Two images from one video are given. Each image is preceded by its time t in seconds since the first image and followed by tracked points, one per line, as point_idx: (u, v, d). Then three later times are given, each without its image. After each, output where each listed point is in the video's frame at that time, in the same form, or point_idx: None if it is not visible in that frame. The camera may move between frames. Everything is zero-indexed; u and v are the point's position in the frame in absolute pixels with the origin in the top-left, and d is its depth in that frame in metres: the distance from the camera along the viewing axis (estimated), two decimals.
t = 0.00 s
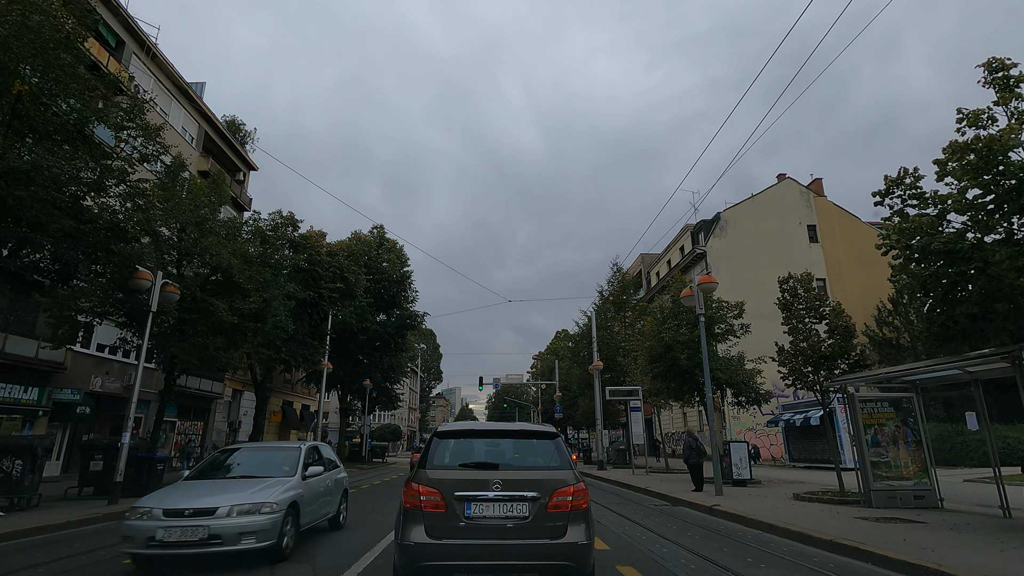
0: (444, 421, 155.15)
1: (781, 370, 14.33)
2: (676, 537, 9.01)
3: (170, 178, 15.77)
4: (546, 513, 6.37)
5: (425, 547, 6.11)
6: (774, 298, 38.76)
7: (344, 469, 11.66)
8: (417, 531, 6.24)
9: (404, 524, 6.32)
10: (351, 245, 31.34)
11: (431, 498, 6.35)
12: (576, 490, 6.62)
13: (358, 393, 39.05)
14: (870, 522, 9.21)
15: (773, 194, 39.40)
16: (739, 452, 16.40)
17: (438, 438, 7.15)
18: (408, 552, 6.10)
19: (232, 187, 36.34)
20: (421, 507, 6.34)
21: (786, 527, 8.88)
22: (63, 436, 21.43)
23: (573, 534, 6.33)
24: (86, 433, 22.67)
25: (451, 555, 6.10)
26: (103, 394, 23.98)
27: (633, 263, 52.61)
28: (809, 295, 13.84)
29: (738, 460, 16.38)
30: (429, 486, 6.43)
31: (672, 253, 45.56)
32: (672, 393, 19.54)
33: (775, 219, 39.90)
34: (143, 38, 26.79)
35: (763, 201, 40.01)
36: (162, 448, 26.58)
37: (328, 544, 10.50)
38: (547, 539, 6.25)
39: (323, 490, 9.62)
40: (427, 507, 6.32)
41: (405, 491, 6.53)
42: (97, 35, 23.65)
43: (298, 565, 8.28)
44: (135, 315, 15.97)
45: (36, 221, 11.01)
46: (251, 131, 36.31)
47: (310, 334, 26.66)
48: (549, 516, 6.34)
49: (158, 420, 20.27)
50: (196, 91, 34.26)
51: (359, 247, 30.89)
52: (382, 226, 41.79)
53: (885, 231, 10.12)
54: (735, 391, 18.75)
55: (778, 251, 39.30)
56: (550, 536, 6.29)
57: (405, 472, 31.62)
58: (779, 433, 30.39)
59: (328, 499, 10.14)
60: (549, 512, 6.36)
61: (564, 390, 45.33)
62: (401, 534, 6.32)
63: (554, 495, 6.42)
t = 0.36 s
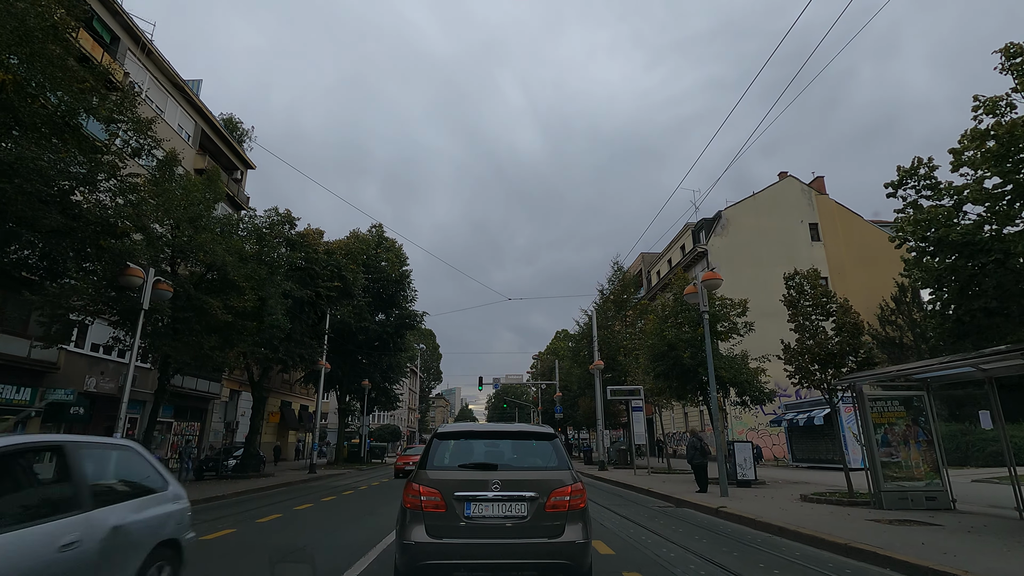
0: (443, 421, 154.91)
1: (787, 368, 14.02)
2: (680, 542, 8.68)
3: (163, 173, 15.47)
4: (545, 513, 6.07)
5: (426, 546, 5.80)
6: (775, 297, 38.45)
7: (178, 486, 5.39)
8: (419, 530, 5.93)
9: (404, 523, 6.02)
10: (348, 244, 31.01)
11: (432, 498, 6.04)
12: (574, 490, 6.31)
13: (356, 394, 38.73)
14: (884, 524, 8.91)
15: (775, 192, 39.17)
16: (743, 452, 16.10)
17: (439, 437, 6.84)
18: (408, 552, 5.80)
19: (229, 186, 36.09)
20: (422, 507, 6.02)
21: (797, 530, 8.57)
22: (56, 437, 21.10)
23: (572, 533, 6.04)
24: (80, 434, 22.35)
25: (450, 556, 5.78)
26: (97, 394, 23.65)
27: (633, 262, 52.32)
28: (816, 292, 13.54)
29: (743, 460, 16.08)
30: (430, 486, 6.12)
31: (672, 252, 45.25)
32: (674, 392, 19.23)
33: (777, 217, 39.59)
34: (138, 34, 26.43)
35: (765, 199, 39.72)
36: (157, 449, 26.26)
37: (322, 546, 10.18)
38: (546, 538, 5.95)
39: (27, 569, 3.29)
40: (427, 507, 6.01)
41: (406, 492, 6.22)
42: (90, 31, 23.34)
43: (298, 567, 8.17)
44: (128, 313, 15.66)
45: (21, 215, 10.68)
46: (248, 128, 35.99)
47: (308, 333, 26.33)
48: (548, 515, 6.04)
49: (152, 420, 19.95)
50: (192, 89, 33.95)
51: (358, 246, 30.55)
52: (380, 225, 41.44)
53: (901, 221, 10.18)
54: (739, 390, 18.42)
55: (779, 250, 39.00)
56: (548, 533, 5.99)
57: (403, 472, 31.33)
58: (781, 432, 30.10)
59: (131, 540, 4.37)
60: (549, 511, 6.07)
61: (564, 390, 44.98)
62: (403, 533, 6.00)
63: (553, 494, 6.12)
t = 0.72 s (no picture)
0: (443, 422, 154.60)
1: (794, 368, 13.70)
2: (687, 547, 8.30)
3: (158, 168, 15.17)
4: (542, 513, 5.76)
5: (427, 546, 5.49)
6: (778, 297, 38.09)
7: None
8: (421, 527, 5.62)
9: (405, 522, 5.71)
10: (348, 243, 30.72)
11: (433, 497, 5.72)
12: (572, 490, 5.99)
13: (355, 394, 38.42)
14: (899, 529, 8.60)
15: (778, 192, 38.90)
16: (748, 454, 15.78)
17: (438, 437, 6.53)
18: (409, 550, 5.50)
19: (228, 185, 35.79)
20: (421, 506, 5.71)
21: (811, 535, 8.23)
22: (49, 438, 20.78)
23: (573, 532, 5.75)
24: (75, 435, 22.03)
25: (448, 556, 5.48)
26: (92, 394, 23.33)
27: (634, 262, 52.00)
28: (824, 289, 13.17)
29: (747, 462, 15.76)
30: (431, 486, 5.80)
31: (674, 251, 44.93)
32: (677, 392, 18.91)
33: (780, 217, 39.25)
34: (135, 31, 26.11)
35: (767, 199, 39.42)
36: (153, 450, 25.95)
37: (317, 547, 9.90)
38: (543, 538, 5.64)
39: None
40: (429, 506, 5.69)
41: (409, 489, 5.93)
42: (86, 27, 23.04)
43: (298, 566, 7.99)
44: (120, 312, 15.37)
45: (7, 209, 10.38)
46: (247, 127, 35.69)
47: (306, 333, 26.01)
48: (547, 515, 5.74)
49: (146, 421, 19.64)
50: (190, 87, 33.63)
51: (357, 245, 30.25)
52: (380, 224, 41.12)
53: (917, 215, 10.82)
54: (743, 390, 18.10)
55: (782, 250, 38.67)
56: (548, 534, 5.68)
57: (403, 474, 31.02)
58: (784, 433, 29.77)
59: None
60: (546, 510, 5.76)
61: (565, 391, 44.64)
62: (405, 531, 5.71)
63: (550, 493, 5.81)
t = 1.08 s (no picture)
0: (443, 423, 154.14)
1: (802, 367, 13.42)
2: (695, 554, 7.91)
3: (151, 162, 14.84)
4: (540, 512, 5.57)
5: (433, 541, 5.35)
6: (781, 297, 37.70)
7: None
8: (425, 525, 5.47)
9: (409, 519, 5.57)
10: (346, 241, 30.35)
11: (436, 496, 5.56)
12: (568, 489, 5.80)
13: (354, 395, 38.04)
14: (918, 535, 8.21)
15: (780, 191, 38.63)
16: (755, 455, 15.41)
17: (441, 440, 6.22)
18: (412, 548, 5.36)
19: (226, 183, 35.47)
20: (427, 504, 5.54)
21: (827, 541, 7.85)
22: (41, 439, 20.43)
23: (571, 531, 5.56)
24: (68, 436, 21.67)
25: (452, 553, 5.34)
26: (86, 394, 22.99)
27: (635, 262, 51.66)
28: (833, 285, 12.79)
29: (753, 463, 15.38)
30: (434, 485, 5.64)
31: (676, 251, 44.57)
32: (681, 393, 18.55)
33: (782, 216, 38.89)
34: (130, 25, 25.76)
35: (770, 198, 39.10)
36: (148, 451, 25.58)
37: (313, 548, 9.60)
38: (539, 533, 5.47)
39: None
40: (432, 504, 5.53)
41: (414, 487, 5.77)
42: (79, 21, 22.69)
43: (297, 566, 7.79)
44: (112, 310, 15.09)
45: None
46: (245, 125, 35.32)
47: (303, 333, 25.62)
48: (546, 513, 5.56)
49: (140, 421, 19.28)
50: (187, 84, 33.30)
51: (355, 243, 29.82)
52: (379, 224, 40.72)
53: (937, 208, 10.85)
54: (748, 390, 17.77)
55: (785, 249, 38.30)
56: (544, 530, 5.50)
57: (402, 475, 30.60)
58: (788, 435, 29.38)
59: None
60: (544, 510, 5.57)
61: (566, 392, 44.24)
62: (409, 529, 5.56)
63: (548, 492, 5.63)
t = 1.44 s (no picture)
0: (443, 424, 153.10)
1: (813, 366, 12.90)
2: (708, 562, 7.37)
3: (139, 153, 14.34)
4: (536, 509, 5.76)
5: (436, 537, 5.54)
6: (784, 295, 37.16)
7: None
8: (427, 522, 5.64)
9: (412, 518, 5.74)
10: (343, 239, 29.85)
11: (438, 494, 5.76)
12: (563, 487, 5.99)
13: (352, 395, 37.54)
14: (947, 541, 7.72)
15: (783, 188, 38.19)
16: (763, 456, 14.93)
17: (441, 441, 6.30)
18: (416, 543, 5.56)
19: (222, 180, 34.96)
20: (429, 501, 5.75)
21: (851, 548, 7.34)
22: (30, 440, 19.90)
23: (566, 527, 5.76)
24: (58, 437, 21.14)
25: (452, 549, 5.52)
26: (76, 395, 22.45)
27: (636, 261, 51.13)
28: (847, 280, 12.31)
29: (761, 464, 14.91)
30: (436, 484, 5.84)
31: (678, 249, 44.06)
32: (685, 392, 18.06)
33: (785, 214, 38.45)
34: (122, 18, 25.21)
35: (773, 196, 38.70)
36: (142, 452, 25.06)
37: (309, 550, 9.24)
38: (535, 529, 5.67)
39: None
40: (434, 502, 5.72)
41: (416, 486, 5.97)
42: (69, 13, 22.15)
43: (297, 567, 7.57)
44: (100, 307, 14.62)
45: None
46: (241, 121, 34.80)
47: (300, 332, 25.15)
48: (542, 511, 5.75)
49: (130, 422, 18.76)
50: (182, 79, 32.75)
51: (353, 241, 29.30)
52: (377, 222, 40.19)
53: (965, 192, 10.53)
54: (754, 388, 17.30)
55: (788, 247, 37.86)
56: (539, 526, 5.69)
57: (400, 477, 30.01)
58: (794, 435, 28.87)
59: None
60: (540, 508, 5.76)
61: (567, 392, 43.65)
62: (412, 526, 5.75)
63: (543, 491, 5.82)
